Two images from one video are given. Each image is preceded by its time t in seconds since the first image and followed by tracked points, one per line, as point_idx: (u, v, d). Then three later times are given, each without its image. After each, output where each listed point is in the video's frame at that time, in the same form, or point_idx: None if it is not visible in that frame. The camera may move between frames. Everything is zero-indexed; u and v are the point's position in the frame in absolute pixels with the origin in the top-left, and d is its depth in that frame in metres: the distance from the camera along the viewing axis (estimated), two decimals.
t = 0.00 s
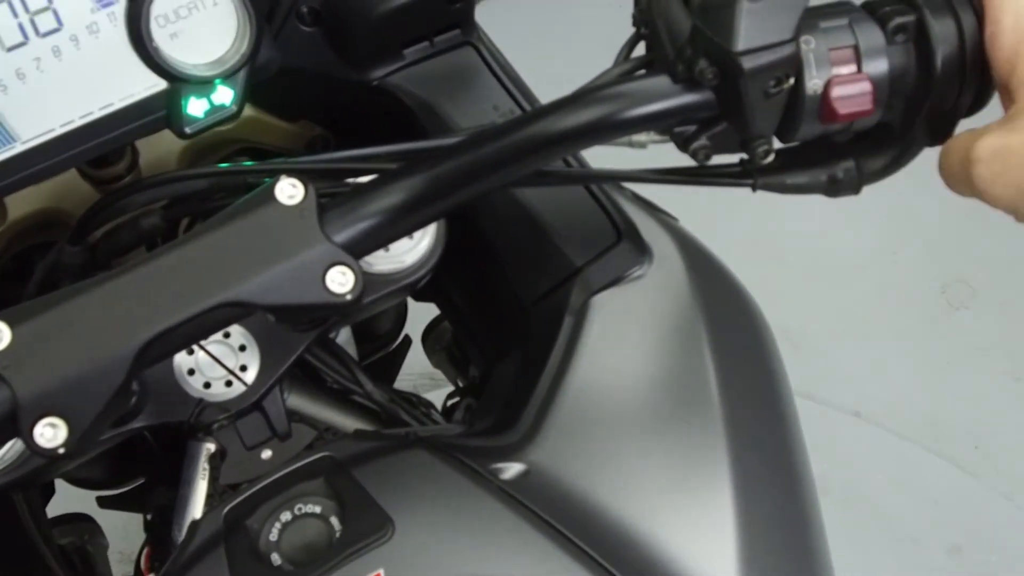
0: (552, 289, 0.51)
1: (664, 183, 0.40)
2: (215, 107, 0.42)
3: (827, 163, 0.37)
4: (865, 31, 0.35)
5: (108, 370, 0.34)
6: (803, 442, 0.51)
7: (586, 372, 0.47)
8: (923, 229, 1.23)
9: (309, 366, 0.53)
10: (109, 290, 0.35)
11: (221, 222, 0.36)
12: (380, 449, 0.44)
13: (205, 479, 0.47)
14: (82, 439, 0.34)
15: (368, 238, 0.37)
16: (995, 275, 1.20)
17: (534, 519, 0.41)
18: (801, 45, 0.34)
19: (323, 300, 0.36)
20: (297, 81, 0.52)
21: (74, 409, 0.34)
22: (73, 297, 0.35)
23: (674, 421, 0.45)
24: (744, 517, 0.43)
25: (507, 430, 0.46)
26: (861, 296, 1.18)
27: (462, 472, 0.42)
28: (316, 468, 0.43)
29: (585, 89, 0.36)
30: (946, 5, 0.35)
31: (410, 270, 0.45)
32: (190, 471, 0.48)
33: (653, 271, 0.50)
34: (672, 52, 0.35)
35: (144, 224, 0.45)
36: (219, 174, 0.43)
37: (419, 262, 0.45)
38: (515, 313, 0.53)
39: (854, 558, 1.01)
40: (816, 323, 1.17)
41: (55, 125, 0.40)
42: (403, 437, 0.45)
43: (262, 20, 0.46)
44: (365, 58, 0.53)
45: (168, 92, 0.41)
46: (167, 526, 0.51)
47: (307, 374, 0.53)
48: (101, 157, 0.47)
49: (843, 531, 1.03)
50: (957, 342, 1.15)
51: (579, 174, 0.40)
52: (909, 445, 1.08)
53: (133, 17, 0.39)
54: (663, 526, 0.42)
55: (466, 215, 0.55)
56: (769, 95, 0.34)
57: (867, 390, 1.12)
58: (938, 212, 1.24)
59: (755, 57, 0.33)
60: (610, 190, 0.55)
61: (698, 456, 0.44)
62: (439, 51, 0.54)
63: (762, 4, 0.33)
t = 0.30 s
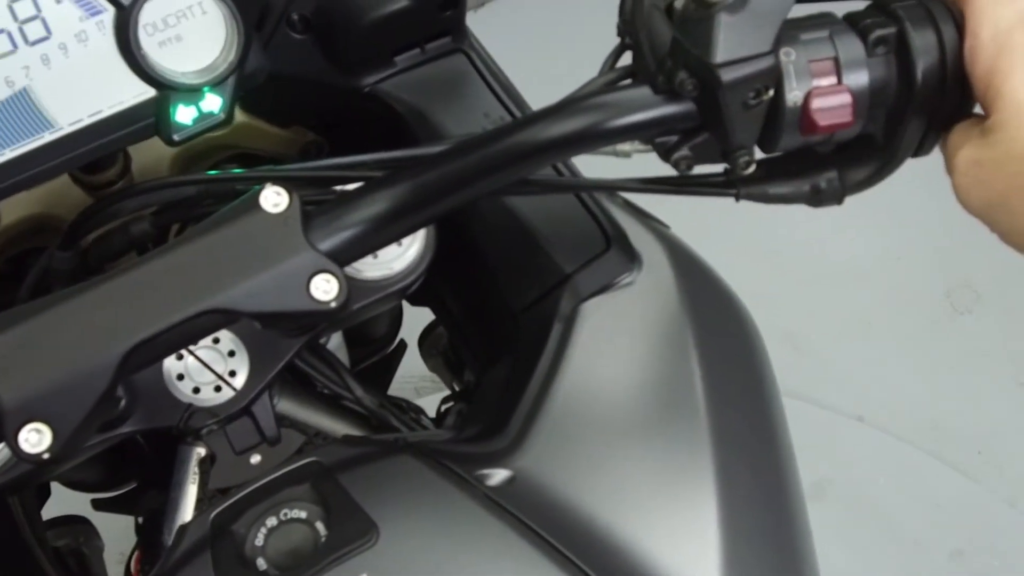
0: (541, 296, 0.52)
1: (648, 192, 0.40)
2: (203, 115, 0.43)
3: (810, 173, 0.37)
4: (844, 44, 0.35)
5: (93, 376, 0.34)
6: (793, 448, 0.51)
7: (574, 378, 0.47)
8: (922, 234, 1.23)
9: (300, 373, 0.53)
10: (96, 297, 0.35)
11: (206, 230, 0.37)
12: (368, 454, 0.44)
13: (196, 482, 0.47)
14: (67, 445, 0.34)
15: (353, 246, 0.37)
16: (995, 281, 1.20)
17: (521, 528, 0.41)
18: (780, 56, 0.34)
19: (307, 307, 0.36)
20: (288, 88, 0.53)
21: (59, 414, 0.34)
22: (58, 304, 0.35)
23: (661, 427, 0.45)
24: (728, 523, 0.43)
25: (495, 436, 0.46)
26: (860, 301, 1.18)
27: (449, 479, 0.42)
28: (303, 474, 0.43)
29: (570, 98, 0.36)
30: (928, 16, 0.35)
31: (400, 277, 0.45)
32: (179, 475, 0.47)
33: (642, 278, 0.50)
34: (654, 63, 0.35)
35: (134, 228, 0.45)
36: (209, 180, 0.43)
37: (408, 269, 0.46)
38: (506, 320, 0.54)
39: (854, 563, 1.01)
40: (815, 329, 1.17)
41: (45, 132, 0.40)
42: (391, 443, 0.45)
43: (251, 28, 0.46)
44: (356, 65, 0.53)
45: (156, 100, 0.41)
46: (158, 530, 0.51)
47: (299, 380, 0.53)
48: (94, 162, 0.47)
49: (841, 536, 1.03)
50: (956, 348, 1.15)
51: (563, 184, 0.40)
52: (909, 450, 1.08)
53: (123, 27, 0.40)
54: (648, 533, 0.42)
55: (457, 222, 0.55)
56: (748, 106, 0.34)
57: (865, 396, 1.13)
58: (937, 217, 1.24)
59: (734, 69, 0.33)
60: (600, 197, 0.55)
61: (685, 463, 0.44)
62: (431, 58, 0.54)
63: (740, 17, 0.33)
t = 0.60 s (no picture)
0: (532, 308, 0.52)
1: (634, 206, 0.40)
2: (196, 127, 0.44)
3: (793, 188, 0.38)
4: (825, 60, 0.35)
5: (82, 384, 0.35)
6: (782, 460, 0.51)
7: (562, 390, 0.47)
8: (922, 248, 1.23)
9: (293, 383, 0.53)
10: (85, 306, 0.36)
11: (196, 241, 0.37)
12: (358, 463, 0.44)
13: (190, 490, 0.48)
14: (54, 452, 0.35)
15: (340, 257, 0.37)
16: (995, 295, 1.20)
17: (509, 537, 0.41)
18: (762, 73, 0.34)
19: (295, 317, 0.37)
20: (283, 101, 0.53)
21: (48, 421, 0.34)
22: (48, 313, 0.36)
23: (649, 438, 0.45)
24: (714, 534, 0.43)
25: (484, 446, 0.47)
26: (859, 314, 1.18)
27: (436, 488, 0.43)
28: (293, 482, 0.43)
29: (556, 112, 0.36)
30: (908, 33, 0.36)
31: (392, 288, 0.46)
32: (174, 483, 0.48)
33: (632, 291, 0.51)
34: (637, 79, 0.36)
35: (128, 240, 0.46)
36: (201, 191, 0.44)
37: (400, 280, 0.46)
38: (499, 331, 0.54)
39: None
40: (814, 341, 1.17)
41: (37, 143, 0.41)
42: (382, 452, 0.46)
43: (246, 42, 0.47)
44: (350, 79, 0.54)
45: (150, 111, 0.42)
46: (152, 536, 0.52)
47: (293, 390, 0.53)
48: (90, 174, 0.48)
49: (839, 549, 1.03)
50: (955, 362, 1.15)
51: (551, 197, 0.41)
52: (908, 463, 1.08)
53: (115, 40, 0.40)
54: (635, 544, 0.42)
55: (450, 234, 0.56)
56: (730, 122, 0.34)
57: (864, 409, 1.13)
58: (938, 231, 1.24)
59: (716, 84, 0.33)
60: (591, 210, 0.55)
61: (672, 473, 0.44)
62: (425, 72, 0.55)
63: (721, 33, 0.34)
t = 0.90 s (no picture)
0: (526, 320, 0.53)
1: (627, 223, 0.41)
2: (196, 143, 0.44)
3: (782, 207, 0.39)
4: (813, 83, 0.36)
5: (85, 399, 0.35)
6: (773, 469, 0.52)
7: (556, 401, 0.48)
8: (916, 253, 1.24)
9: (292, 393, 0.54)
10: (87, 323, 0.36)
11: (197, 258, 0.38)
12: (354, 474, 0.45)
13: (189, 498, 0.49)
14: (58, 466, 0.36)
15: (338, 274, 0.38)
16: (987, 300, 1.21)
17: (502, 548, 0.42)
18: (751, 97, 0.35)
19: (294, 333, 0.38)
20: (282, 113, 0.54)
21: (52, 436, 0.35)
22: (51, 329, 0.36)
23: (641, 449, 0.46)
24: (704, 545, 0.44)
25: (478, 458, 0.48)
26: (853, 319, 1.19)
27: (431, 500, 0.43)
28: (291, 493, 0.44)
29: (549, 133, 0.37)
30: (895, 58, 0.37)
31: (388, 300, 0.46)
32: (174, 490, 0.49)
33: (625, 303, 0.52)
34: (628, 101, 0.36)
35: (129, 254, 0.47)
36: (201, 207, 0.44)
37: (396, 292, 0.47)
38: (492, 343, 0.55)
39: None
40: (808, 346, 1.18)
41: (40, 160, 0.41)
42: (379, 463, 0.46)
43: (246, 59, 0.48)
44: (348, 93, 0.54)
45: (151, 127, 0.43)
46: (152, 545, 0.53)
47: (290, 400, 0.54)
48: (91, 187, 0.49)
49: (833, 553, 1.03)
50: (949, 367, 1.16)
51: (544, 214, 0.41)
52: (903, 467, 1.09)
53: (117, 58, 0.41)
54: (626, 554, 0.43)
55: (446, 245, 0.57)
56: (719, 144, 0.35)
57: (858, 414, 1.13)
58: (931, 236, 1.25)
59: (705, 109, 0.34)
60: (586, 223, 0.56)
61: (664, 484, 0.45)
62: (421, 87, 0.56)
63: (711, 59, 0.34)
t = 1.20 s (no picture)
0: (526, 328, 0.54)
1: (628, 242, 0.42)
2: (206, 160, 0.45)
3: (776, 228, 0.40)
4: (809, 110, 0.37)
5: (102, 421, 0.36)
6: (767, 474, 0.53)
7: (556, 409, 0.49)
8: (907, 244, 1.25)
9: (294, 401, 0.55)
10: (101, 346, 0.37)
11: (208, 279, 0.39)
12: (359, 485, 0.46)
13: (193, 506, 0.48)
14: (77, 484, 0.37)
15: (346, 294, 0.39)
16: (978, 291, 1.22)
17: (501, 560, 0.43)
18: (750, 126, 0.36)
19: (303, 353, 0.38)
20: (287, 123, 0.55)
21: (70, 457, 0.36)
22: (66, 351, 0.37)
23: (640, 457, 0.47)
24: (700, 553, 0.45)
25: (480, 466, 0.49)
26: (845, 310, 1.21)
27: (435, 511, 0.45)
28: (298, 503, 0.45)
29: (553, 159, 0.38)
30: (888, 84, 0.38)
31: (389, 312, 0.44)
32: (177, 498, 0.48)
33: (623, 311, 0.53)
34: (629, 128, 0.37)
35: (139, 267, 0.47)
36: (209, 223, 0.45)
37: (400, 301, 0.45)
38: (491, 350, 0.56)
39: (839, 567, 1.04)
40: (801, 336, 1.19)
41: (54, 177, 0.42)
42: (382, 472, 0.47)
43: (251, 76, 0.48)
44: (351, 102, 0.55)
45: (162, 146, 0.43)
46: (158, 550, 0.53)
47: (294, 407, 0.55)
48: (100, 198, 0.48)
49: (825, 541, 1.05)
50: (939, 357, 1.18)
51: (548, 233, 0.42)
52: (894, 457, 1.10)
53: (129, 79, 0.42)
54: (625, 561, 0.44)
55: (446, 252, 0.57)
56: (718, 173, 0.36)
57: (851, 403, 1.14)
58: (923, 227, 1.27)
59: (704, 140, 0.35)
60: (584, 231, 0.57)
61: (661, 493, 0.46)
62: (422, 96, 0.57)
63: (710, 94, 0.35)
